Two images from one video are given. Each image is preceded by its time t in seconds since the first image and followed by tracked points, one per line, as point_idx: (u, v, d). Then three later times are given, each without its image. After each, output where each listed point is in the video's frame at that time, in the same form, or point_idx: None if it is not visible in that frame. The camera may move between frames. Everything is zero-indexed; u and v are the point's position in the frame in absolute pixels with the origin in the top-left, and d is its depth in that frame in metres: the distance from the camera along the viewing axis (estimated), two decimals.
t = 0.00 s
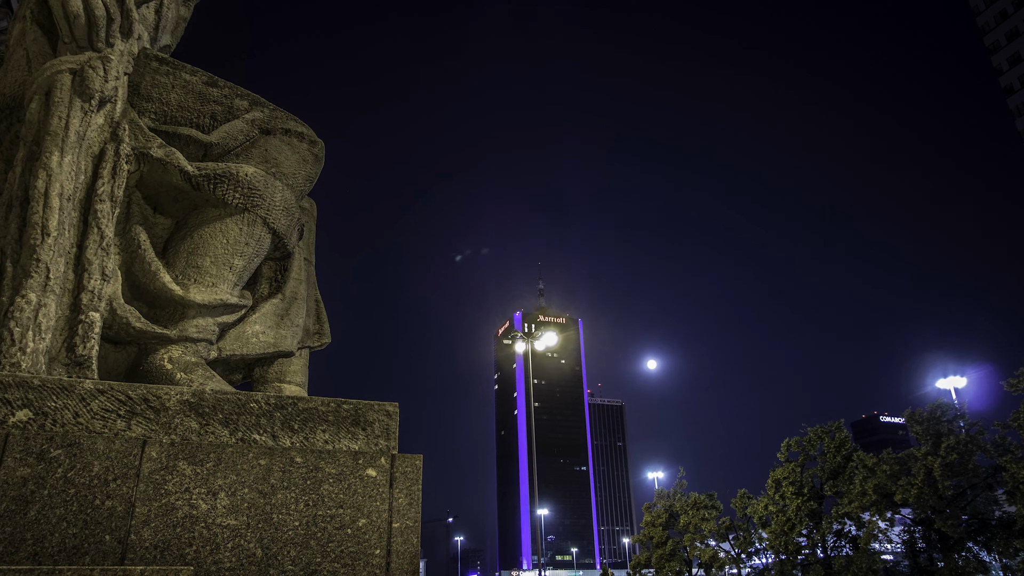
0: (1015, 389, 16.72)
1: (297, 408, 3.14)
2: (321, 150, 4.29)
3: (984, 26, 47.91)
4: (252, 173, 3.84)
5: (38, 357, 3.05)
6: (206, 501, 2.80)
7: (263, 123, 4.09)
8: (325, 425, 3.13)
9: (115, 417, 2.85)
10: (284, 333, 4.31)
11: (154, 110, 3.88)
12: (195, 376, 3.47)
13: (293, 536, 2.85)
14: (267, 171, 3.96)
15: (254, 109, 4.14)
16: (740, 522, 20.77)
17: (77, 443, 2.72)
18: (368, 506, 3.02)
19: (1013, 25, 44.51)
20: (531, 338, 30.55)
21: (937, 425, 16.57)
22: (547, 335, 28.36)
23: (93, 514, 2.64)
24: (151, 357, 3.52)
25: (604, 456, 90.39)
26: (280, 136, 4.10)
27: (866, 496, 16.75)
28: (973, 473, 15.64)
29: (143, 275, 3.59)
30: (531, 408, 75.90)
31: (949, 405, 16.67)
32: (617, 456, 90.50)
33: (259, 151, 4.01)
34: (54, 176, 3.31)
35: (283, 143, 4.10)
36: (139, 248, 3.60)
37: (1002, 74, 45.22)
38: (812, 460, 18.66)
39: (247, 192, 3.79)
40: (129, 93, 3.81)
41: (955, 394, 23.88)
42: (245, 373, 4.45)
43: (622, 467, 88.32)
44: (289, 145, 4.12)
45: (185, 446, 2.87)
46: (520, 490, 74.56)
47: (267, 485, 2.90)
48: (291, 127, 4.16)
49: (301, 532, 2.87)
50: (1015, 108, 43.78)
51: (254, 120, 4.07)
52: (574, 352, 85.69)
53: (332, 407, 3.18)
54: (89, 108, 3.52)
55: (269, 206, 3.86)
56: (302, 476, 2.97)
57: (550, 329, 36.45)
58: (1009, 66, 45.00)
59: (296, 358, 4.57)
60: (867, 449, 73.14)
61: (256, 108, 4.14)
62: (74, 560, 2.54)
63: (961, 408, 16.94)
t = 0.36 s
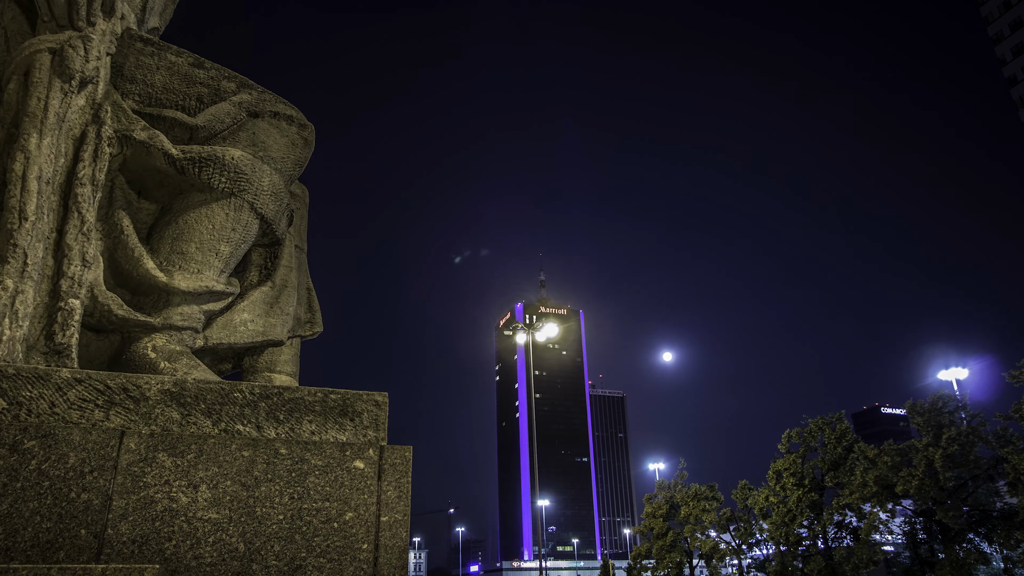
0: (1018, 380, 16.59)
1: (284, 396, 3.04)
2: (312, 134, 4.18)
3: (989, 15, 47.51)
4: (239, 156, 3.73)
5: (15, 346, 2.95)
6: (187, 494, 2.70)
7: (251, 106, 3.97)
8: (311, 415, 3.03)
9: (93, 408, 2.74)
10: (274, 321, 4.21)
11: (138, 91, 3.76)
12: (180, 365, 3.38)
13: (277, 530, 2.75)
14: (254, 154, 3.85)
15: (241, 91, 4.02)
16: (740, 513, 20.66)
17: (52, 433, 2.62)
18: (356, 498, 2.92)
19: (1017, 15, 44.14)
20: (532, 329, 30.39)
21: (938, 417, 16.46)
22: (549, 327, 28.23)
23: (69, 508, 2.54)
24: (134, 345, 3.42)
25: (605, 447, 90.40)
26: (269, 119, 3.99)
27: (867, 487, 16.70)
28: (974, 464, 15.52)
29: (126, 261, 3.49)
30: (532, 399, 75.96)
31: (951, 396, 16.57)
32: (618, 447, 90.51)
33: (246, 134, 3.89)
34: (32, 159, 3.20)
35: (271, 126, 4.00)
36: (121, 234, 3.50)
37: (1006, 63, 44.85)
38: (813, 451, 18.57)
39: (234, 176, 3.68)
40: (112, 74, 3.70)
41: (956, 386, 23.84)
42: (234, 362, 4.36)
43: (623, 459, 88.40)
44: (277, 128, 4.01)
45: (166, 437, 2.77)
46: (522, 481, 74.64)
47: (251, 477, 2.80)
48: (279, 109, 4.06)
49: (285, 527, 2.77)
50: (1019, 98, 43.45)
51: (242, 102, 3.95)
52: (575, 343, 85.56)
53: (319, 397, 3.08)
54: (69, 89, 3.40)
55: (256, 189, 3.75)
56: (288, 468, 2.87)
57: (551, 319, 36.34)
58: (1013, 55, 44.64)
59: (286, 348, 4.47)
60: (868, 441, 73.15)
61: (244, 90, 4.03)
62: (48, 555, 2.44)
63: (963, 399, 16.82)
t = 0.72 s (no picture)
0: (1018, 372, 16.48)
1: (267, 387, 2.93)
2: (299, 118, 4.07)
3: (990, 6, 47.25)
4: (223, 139, 3.62)
5: None
6: (164, 488, 2.60)
7: (236, 89, 3.86)
8: (295, 406, 2.93)
9: (67, 398, 2.64)
10: (261, 310, 4.10)
11: (119, 73, 3.66)
12: (162, 355, 3.28)
13: (258, 525, 2.65)
14: (240, 137, 3.75)
15: (226, 74, 3.91)
16: (739, 504, 20.57)
17: (23, 425, 2.51)
18: (341, 491, 2.82)
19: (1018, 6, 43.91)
20: (531, 320, 30.28)
21: (938, 408, 16.36)
22: (548, 318, 28.13)
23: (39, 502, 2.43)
24: (114, 334, 3.32)
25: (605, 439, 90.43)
26: (255, 101, 3.88)
27: (866, 479, 16.60)
28: (974, 456, 15.43)
29: (106, 247, 3.39)
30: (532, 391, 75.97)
31: (951, 388, 16.44)
32: (618, 439, 90.55)
33: (231, 117, 3.78)
34: (8, 142, 3.10)
35: (257, 109, 3.89)
36: (101, 219, 3.39)
37: (1007, 54, 44.63)
38: (812, 443, 18.49)
39: (217, 159, 3.57)
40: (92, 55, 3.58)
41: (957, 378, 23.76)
42: (222, 353, 4.26)
43: (623, 450, 88.40)
44: (264, 111, 3.90)
45: (143, 427, 2.67)
46: (522, 472, 74.70)
47: (230, 470, 2.69)
48: (266, 93, 3.95)
49: (267, 521, 2.67)
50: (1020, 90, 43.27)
51: (227, 85, 3.84)
52: (574, 334, 85.49)
53: (304, 387, 2.97)
54: (46, 69, 3.28)
55: (241, 173, 3.64)
56: (269, 461, 2.77)
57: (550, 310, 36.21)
58: (1014, 46, 44.41)
59: (274, 338, 4.37)
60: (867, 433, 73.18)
61: (229, 72, 3.92)
62: (19, 553, 2.34)
63: (963, 391, 16.73)
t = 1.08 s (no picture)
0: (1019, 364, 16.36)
1: (250, 377, 2.84)
2: (287, 102, 3.96)
3: None
4: (208, 122, 3.51)
5: None
6: (140, 483, 2.49)
7: (221, 70, 3.75)
8: (279, 397, 2.83)
9: (39, 388, 2.53)
10: (248, 298, 4.00)
11: (100, 54, 3.54)
12: (143, 344, 3.17)
13: (237, 521, 2.55)
14: (224, 121, 3.63)
15: (211, 55, 3.81)
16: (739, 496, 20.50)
17: None
18: (325, 485, 2.72)
19: None
20: (531, 313, 30.10)
21: (938, 400, 16.28)
22: (548, 311, 27.98)
23: (7, 494, 2.33)
24: (94, 323, 3.22)
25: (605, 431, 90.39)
26: (241, 84, 3.77)
27: (867, 471, 16.51)
28: (975, 448, 15.33)
29: (85, 235, 3.28)
30: (532, 383, 75.93)
31: (951, 379, 16.35)
32: (618, 431, 90.50)
33: (217, 100, 3.67)
34: None
35: (243, 91, 3.78)
36: (80, 204, 3.29)
37: (1009, 46, 44.36)
38: (813, 434, 18.43)
39: (202, 142, 3.46)
40: (71, 35, 3.47)
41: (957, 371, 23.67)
42: (209, 343, 4.17)
43: (623, 442, 88.41)
44: (250, 93, 3.79)
45: (119, 420, 2.57)
46: (521, 464, 74.66)
47: (209, 464, 2.59)
48: (252, 75, 3.84)
49: (248, 516, 2.57)
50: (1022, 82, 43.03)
51: (212, 66, 3.73)
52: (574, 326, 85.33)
53: (287, 377, 2.87)
54: (21, 48, 3.16)
55: (226, 157, 3.54)
56: (251, 454, 2.66)
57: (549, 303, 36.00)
58: (1016, 38, 44.15)
59: (262, 327, 4.27)
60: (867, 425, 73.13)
61: (214, 54, 3.82)
62: None
63: (963, 382, 16.61)
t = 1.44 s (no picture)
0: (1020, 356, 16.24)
1: (231, 368, 2.73)
2: (273, 85, 3.86)
3: None
4: (190, 105, 3.40)
5: None
6: (114, 477, 2.40)
7: (205, 53, 3.65)
8: (260, 388, 2.73)
9: (9, 379, 2.42)
10: (234, 288, 3.89)
11: (79, 33, 3.42)
12: (122, 334, 3.07)
13: (216, 517, 2.45)
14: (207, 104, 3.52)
15: (195, 37, 3.70)
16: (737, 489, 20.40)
17: None
18: (307, 480, 2.62)
19: None
20: (531, 306, 29.96)
21: (938, 393, 16.19)
22: (548, 304, 27.86)
23: None
24: (71, 311, 3.12)
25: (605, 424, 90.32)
26: (225, 67, 3.67)
27: (866, 464, 16.41)
28: (974, 441, 15.20)
29: (63, 221, 3.18)
30: (531, 376, 75.90)
31: (951, 372, 16.25)
32: (618, 423, 90.42)
33: (200, 83, 3.57)
34: None
35: (228, 75, 3.68)
36: (57, 188, 3.19)
37: (1011, 38, 44.15)
38: (812, 427, 18.35)
39: (184, 127, 3.36)
40: (51, 16, 3.36)
41: (956, 366, 23.62)
42: (196, 333, 4.06)
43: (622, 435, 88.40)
44: (235, 76, 3.69)
45: (93, 411, 2.47)
46: (521, 457, 74.65)
47: (187, 458, 2.50)
48: (237, 58, 3.74)
49: (226, 512, 2.47)
50: None
51: (196, 49, 3.63)
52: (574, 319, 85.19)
53: (270, 367, 2.77)
54: None
55: (209, 142, 3.43)
56: (230, 446, 2.56)
57: (549, 296, 35.79)
58: (1018, 30, 43.93)
59: (250, 318, 4.16)
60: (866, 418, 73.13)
61: (199, 35, 3.72)
62: None
63: (963, 375, 16.52)
